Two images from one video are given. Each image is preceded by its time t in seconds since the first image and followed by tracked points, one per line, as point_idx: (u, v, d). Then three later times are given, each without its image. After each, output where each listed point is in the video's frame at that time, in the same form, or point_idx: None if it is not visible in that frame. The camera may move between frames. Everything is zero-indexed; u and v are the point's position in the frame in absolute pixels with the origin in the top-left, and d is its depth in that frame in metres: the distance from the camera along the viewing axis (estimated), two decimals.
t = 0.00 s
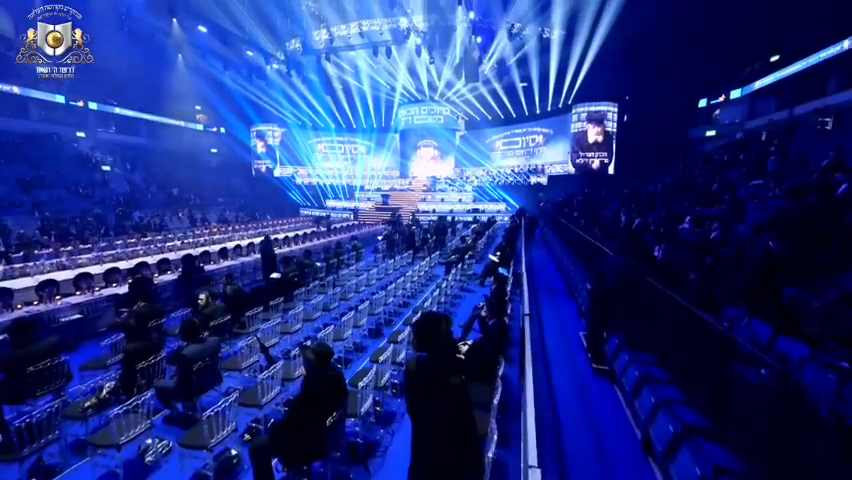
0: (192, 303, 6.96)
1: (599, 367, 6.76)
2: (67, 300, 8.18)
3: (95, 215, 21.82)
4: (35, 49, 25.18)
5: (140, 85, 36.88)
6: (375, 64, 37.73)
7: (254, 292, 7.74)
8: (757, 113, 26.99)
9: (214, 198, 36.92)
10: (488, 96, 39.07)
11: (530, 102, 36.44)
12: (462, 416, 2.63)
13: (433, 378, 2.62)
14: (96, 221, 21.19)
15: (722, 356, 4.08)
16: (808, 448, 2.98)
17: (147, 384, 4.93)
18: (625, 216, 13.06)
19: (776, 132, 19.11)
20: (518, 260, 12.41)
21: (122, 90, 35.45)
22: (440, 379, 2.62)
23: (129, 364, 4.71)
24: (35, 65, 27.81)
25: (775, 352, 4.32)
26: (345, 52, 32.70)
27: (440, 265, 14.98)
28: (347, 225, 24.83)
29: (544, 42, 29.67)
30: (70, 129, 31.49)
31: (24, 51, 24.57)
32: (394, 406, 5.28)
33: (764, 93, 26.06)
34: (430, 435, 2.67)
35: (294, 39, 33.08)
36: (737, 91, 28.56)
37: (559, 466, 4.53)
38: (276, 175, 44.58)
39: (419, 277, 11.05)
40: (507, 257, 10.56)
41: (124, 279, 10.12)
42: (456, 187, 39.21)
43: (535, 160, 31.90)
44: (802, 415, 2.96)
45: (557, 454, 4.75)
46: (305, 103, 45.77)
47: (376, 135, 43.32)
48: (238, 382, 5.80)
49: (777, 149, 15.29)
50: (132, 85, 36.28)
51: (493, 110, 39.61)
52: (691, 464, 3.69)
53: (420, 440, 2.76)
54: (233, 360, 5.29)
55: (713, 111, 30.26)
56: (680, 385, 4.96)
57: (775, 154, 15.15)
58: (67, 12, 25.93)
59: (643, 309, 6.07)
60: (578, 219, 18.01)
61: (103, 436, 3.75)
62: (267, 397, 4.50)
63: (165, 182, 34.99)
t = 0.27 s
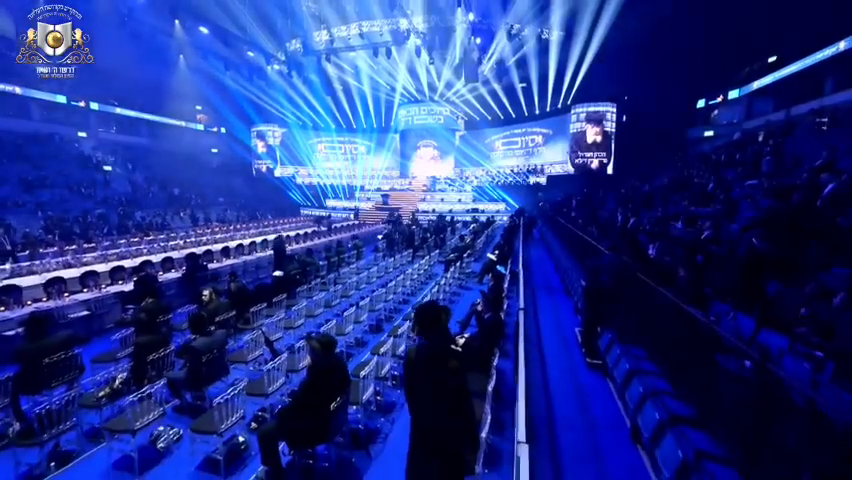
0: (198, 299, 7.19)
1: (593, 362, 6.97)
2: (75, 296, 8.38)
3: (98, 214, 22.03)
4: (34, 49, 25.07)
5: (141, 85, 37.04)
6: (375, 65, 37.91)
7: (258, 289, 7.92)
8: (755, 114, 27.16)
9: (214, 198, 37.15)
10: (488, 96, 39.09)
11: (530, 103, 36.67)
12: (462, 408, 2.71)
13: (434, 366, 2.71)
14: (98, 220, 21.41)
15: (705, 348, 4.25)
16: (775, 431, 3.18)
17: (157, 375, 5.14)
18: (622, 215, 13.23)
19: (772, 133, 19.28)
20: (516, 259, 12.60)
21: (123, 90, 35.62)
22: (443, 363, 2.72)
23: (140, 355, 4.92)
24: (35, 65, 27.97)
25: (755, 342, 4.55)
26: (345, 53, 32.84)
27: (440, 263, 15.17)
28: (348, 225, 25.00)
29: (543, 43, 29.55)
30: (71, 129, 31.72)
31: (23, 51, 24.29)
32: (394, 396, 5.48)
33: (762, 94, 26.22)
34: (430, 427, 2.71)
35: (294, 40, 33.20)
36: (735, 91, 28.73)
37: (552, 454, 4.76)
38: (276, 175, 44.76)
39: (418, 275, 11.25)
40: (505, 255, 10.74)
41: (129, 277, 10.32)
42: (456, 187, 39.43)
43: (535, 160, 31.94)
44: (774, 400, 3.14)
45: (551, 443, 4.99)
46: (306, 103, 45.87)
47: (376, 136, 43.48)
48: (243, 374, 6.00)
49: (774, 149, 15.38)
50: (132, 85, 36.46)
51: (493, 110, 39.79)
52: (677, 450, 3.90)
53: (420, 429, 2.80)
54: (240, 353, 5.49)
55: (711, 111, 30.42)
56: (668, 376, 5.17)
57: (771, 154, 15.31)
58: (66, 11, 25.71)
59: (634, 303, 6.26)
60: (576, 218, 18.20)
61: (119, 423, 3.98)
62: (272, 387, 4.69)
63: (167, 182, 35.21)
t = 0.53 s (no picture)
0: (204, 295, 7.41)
1: (587, 355, 7.22)
2: (84, 293, 8.62)
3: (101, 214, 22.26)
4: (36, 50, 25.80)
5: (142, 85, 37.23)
6: (375, 65, 38.15)
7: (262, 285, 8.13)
8: (752, 114, 27.35)
9: (216, 198, 37.43)
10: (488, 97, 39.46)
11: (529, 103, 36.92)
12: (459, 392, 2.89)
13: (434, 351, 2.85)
14: (102, 220, 21.65)
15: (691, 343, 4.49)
16: (751, 416, 3.40)
17: (168, 366, 5.38)
18: (619, 215, 13.42)
19: (768, 133, 19.48)
20: (514, 258, 12.83)
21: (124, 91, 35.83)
22: (443, 349, 2.87)
23: (152, 348, 5.16)
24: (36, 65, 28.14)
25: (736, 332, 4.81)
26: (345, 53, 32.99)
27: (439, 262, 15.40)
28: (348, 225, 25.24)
29: (543, 44, 30.15)
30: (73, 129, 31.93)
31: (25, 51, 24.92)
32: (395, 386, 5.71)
33: (759, 94, 26.43)
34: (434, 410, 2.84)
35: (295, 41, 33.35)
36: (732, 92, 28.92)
37: (546, 441, 5.02)
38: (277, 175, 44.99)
39: (418, 273, 11.50)
40: (503, 253, 10.97)
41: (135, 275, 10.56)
42: (456, 187, 39.66)
43: (534, 160, 32.14)
44: (751, 386, 3.36)
45: (544, 431, 5.25)
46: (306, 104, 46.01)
47: (376, 136, 43.69)
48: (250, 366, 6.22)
49: (769, 150, 15.58)
50: (133, 86, 36.65)
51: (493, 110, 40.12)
52: (661, 434, 4.17)
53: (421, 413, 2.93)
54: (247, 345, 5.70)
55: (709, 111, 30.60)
56: (656, 366, 5.43)
57: (767, 154, 15.49)
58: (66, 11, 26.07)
59: (626, 298, 6.49)
60: (575, 218, 18.39)
61: (135, 410, 4.24)
62: (278, 377, 4.91)
63: (168, 181, 35.42)
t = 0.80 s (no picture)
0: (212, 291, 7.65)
1: (582, 349, 7.48)
2: (92, 290, 8.86)
3: (105, 213, 22.52)
4: (36, 49, 25.93)
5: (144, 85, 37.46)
6: (375, 66, 38.39)
7: (268, 282, 8.36)
8: (750, 114, 27.54)
9: (217, 197, 37.69)
10: (487, 97, 39.68)
11: (529, 103, 37.10)
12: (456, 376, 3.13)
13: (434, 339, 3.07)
14: (105, 219, 21.89)
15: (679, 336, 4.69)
16: (731, 402, 3.64)
17: (178, 358, 5.63)
18: (616, 214, 13.64)
19: (764, 134, 19.69)
20: (512, 256, 13.07)
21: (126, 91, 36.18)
22: (444, 338, 3.10)
23: (163, 340, 5.40)
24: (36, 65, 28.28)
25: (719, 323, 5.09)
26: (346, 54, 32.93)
27: (439, 260, 15.64)
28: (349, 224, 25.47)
29: (542, 45, 29.98)
30: (76, 129, 32.18)
31: (25, 51, 25.32)
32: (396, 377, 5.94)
33: (757, 95, 26.62)
34: (435, 398, 3.07)
35: (296, 41, 33.42)
36: (731, 92, 29.09)
37: (539, 428, 5.29)
38: (278, 175, 45.17)
39: (418, 272, 11.73)
40: (502, 251, 11.21)
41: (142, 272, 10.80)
42: (456, 187, 39.90)
43: (534, 160, 32.33)
44: (731, 374, 3.61)
45: (539, 418, 5.52)
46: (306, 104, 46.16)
47: (376, 136, 43.89)
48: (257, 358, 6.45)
49: (765, 150, 15.78)
50: (135, 86, 36.88)
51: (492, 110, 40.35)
52: (647, 419, 4.44)
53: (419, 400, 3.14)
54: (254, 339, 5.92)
55: (708, 112, 30.77)
56: (646, 358, 5.69)
57: (762, 155, 15.67)
58: (67, 12, 26.20)
59: (620, 294, 6.72)
60: (572, 217, 18.61)
61: (150, 398, 4.51)
62: (285, 367, 5.13)
63: (170, 181, 35.64)
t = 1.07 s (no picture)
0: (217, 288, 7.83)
1: (578, 345, 7.69)
2: (99, 287, 9.04)
3: (107, 213, 22.73)
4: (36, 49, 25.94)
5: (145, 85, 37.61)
6: (375, 66, 38.35)
7: (271, 280, 8.54)
8: (748, 115, 27.71)
9: (218, 197, 37.86)
10: (487, 97, 39.85)
11: (528, 103, 37.26)
12: (453, 369, 3.39)
13: (433, 331, 3.32)
14: (108, 218, 22.07)
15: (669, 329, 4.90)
16: (713, 390, 3.85)
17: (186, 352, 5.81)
18: (614, 213, 13.81)
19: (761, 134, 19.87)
20: (511, 255, 13.24)
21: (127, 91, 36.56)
22: (442, 329, 3.35)
23: (172, 335, 5.58)
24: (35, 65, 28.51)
25: (709, 317, 5.29)
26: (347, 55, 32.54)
27: (439, 259, 15.82)
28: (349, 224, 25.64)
29: (541, 45, 29.90)
30: (77, 129, 32.34)
31: (25, 52, 25.38)
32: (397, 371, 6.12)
33: (754, 96, 26.79)
34: (432, 387, 3.35)
35: (297, 41, 33.45)
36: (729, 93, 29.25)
37: (536, 418, 5.48)
38: (278, 175, 45.32)
39: (418, 270, 11.92)
40: (501, 250, 11.40)
41: (147, 271, 10.99)
42: (455, 186, 40.08)
43: (534, 160, 32.53)
44: (716, 363, 3.78)
45: (536, 409, 5.72)
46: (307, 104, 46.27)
47: (377, 136, 44.03)
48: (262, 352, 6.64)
49: (761, 150, 15.95)
50: (136, 86, 37.02)
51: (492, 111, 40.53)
52: (638, 409, 4.63)
53: (416, 391, 3.46)
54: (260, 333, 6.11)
55: (706, 112, 30.93)
56: (639, 351, 5.87)
57: (758, 155, 15.85)
58: (67, 12, 26.25)
59: (615, 291, 6.93)
60: (571, 216, 18.81)
61: (164, 389, 4.73)
62: (290, 360, 5.33)
63: (171, 181, 35.82)
